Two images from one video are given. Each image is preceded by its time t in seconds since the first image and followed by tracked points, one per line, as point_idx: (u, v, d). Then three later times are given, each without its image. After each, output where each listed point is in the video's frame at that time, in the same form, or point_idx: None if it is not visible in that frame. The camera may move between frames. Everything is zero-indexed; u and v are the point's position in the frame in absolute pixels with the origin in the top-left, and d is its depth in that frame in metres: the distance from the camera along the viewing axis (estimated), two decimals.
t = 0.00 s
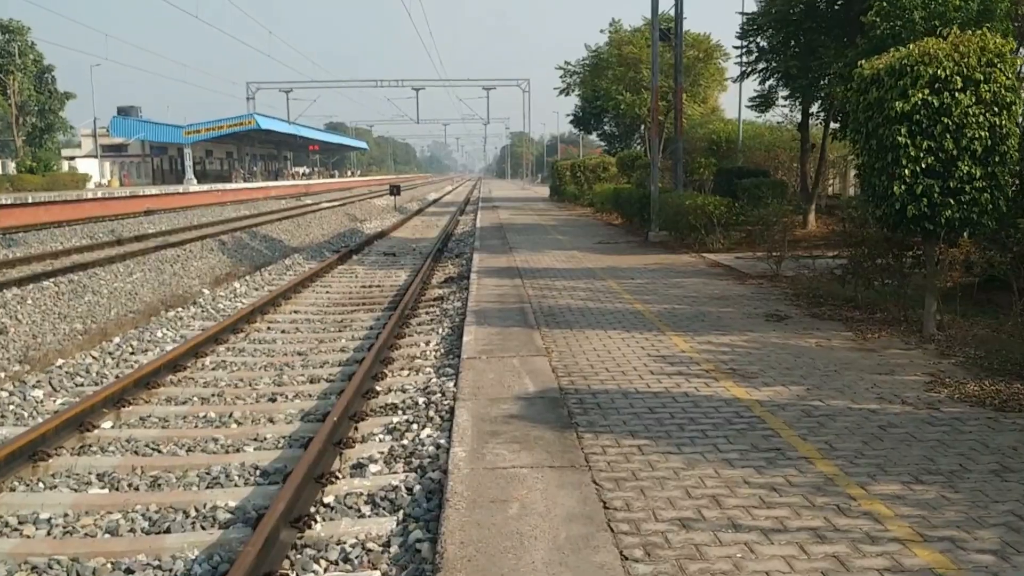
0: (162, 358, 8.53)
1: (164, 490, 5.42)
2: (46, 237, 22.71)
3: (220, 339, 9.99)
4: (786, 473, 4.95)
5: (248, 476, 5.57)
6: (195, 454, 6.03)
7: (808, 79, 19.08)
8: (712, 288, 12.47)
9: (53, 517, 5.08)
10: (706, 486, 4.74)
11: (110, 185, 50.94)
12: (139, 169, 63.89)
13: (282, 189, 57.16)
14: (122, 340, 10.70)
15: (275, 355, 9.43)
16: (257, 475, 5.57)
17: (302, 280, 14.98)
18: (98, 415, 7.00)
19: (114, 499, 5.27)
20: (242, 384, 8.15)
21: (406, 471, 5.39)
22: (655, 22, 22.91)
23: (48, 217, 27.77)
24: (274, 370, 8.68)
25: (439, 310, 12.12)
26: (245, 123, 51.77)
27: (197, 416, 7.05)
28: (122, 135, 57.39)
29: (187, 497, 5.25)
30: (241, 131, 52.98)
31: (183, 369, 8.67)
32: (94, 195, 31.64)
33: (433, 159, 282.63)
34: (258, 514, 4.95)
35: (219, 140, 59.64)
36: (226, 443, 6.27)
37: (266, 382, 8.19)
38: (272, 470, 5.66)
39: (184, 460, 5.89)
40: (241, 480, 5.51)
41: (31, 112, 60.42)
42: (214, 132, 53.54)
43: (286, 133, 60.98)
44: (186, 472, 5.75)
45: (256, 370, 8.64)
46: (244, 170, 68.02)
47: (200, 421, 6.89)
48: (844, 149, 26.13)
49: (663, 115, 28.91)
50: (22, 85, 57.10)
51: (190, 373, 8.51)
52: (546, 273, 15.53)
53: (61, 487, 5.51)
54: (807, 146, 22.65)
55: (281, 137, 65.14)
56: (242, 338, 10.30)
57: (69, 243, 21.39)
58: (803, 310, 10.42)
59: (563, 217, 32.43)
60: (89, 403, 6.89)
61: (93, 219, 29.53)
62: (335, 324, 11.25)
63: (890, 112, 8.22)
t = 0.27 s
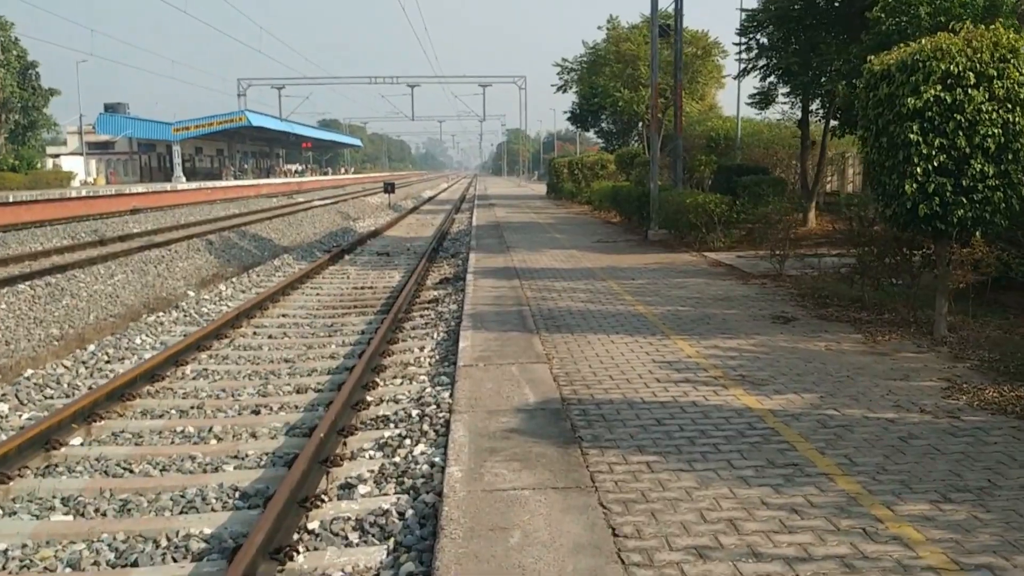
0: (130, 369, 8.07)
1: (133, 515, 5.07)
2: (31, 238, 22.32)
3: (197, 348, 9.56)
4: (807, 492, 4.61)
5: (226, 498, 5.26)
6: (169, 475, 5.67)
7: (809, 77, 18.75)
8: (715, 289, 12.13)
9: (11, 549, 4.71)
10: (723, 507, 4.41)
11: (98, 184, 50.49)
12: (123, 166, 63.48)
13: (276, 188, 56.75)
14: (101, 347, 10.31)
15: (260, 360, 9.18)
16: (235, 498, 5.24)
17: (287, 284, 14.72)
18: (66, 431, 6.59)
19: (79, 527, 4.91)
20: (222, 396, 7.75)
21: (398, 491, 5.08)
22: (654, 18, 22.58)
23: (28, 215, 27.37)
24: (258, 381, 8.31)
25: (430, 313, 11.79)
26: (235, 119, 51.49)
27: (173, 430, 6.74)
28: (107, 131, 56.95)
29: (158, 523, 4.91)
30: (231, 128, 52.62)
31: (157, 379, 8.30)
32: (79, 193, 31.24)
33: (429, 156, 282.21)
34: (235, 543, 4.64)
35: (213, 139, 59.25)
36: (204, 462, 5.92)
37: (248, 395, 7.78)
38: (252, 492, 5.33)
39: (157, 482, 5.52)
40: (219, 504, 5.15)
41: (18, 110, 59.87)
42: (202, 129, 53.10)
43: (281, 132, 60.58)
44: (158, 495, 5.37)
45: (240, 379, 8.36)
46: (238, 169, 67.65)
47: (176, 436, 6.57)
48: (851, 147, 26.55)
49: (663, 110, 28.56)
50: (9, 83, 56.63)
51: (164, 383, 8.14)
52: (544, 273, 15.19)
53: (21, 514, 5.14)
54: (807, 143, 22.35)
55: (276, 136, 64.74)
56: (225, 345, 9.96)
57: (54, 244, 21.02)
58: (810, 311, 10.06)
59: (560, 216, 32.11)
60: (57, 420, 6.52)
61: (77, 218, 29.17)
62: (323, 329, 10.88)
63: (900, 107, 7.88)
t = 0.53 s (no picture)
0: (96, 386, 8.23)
1: (99, 542, 5.09)
2: (15, 241, 22.11)
3: (158, 369, 9.50)
4: (828, 518, 4.27)
5: (199, 522, 5.27)
6: (138, 499, 5.69)
7: (808, 78, 18.39)
8: (718, 296, 11.78)
9: None
10: (736, 536, 4.08)
11: (89, 185, 50.10)
12: (113, 166, 63.11)
13: (271, 190, 56.39)
14: (77, 363, 9.92)
15: (243, 372, 9.54)
16: (206, 524, 5.25)
17: (267, 294, 14.73)
18: (32, 449, 6.76)
19: (41, 556, 4.91)
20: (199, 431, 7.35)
21: (385, 518, 4.85)
22: (653, 19, 22.35)
23: (13, 217, 27.03)
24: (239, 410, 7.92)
25: (419, 324, 11.48)
26: (228, 119, 51.22)
27: (147, 449, 6.89)
28: (98, 131, 56.61)
29: (123, 550, 4.93)
30: (224, 128, 52.34)
31: (129, 396, 8.52)
32: (66, 194, 31.06)
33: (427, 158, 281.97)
34: None
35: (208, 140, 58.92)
36: (176, 485, 5.96)
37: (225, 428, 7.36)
38: (227, 518, 5.31)
39: (126, 507, 5.54)
40: (191, 532, 5.11)
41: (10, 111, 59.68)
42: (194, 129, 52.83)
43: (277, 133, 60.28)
44: (125, 520, 5.39)
45: (221, 394, 8.60)
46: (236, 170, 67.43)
47: (150, 455, 6.71)
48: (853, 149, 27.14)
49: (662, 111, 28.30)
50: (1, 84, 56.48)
51: (126, 420, 7.73)
52: (541, 278, 14.84)
53: None
54: (807, 146, 22.01)
55: (272, 137, 64.40)
56: (206, 360, 10.13)
57: (40, 246, 20.68)
58: (818, 318, 9.69)
59: (557, 217, 31.78)
60: (23, 438, 6.66)
61: (65, 220, 28.85)
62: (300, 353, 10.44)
63: (910, 108, 7.47)
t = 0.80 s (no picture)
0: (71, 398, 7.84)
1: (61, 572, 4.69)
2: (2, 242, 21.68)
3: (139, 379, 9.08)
4: (853, 554, 3.90)
5: (170, 551, 4.86)
6: (108, 523, 5.28)
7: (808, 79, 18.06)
8: (720, 304, 11.43)
9: None
10: None
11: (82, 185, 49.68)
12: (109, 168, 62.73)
13: (267, 192, 56.01)
14: (56, 372, 9.50)
15: (229, 382, 9.16)
16: (179, 553, 4.83)
17: (256, 300, 14.29)
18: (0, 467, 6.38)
19: None
20: (179, 445, 6.96)
21: (369, 548, 4.46)
22: (653, 20, 22.05)
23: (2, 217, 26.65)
24: (222, 424, 7.53)
25: (411, 332, 11.13)
26: (224, 121, 50.86)
27: (122, 466, 6.50)
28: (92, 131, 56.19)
29: None
30: (219, 129, 52.00)
31: (107, 408, 8.13)
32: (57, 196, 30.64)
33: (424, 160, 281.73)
34: None
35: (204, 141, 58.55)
36: (150, 506, 5.54)
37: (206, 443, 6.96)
38: (200, 546, 4.91)
39: (94, 532, 5.14)
40: (162, 562, 4.72)
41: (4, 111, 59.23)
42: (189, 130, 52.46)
43: (273, 135, 59.95)
44: (92, 547, 4.99)
45: (205, 405, 8.21)
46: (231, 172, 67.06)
47: (125, 472, 6.32)
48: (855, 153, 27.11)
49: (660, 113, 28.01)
50: None
51: (102, 433, 7.33)
52: (539, 283, 14.49)
53: None
54: (810, 149, 21.70)
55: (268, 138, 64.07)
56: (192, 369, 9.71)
57: (29, 248, 20.27)
58: (826, 328, 9.32)
59: (555, 221, 31.48)
60: None
61: (56, 220, 28.48)
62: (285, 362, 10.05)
63: (927, 108, 7.11)
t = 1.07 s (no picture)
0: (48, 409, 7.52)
1: None
2: None
3: (121, 388, 8.76)
4: None
5: None
6: (77, 548, 4.96)
7: (812, 82, 17.76)
8: (724, 312, 11.11)
9: None
10: None
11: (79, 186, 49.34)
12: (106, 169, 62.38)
13: (264, 194, 55.70)
14: (36, 380, 9.16)
15: (215, 392, 8.82)
16: None
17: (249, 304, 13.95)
18: None
19: None
20: (158, 461, 6.62)
21: None
22: (655, 22, 21.77)
23: None
24: (204, 437, 7.18)
25: (405, 340, 10.80)
26: (222, 122, 50.55)
27: (96, 483, 6.20)
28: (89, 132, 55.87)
29: None
30: (217, 130, 51.73)
31: (86, 419, 7.81)
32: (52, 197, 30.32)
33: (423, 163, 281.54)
34: None
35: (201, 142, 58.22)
36: (123, 529, 5.23)
37: (187, 459, 6.62)
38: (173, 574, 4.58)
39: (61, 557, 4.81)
40: None
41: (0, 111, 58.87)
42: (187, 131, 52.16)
43: (271, 137, 59.65)
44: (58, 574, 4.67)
45: (188, 416, 7.90)
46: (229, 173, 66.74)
47: (100, 491, 6.02)
48: (857, 159, 26.97)
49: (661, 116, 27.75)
50: None
51: (79, 448, 7.00)
52: (538, 289, 14.16)
53: None
54: (813, 153, 21.43)
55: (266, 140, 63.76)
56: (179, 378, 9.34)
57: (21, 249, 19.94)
58: (836, 339, 8.99)
59: (554, 224, 31.18)
60: None
61: (51, 221, 28.16)
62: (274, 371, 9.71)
63: (945, 109, 6.81)
